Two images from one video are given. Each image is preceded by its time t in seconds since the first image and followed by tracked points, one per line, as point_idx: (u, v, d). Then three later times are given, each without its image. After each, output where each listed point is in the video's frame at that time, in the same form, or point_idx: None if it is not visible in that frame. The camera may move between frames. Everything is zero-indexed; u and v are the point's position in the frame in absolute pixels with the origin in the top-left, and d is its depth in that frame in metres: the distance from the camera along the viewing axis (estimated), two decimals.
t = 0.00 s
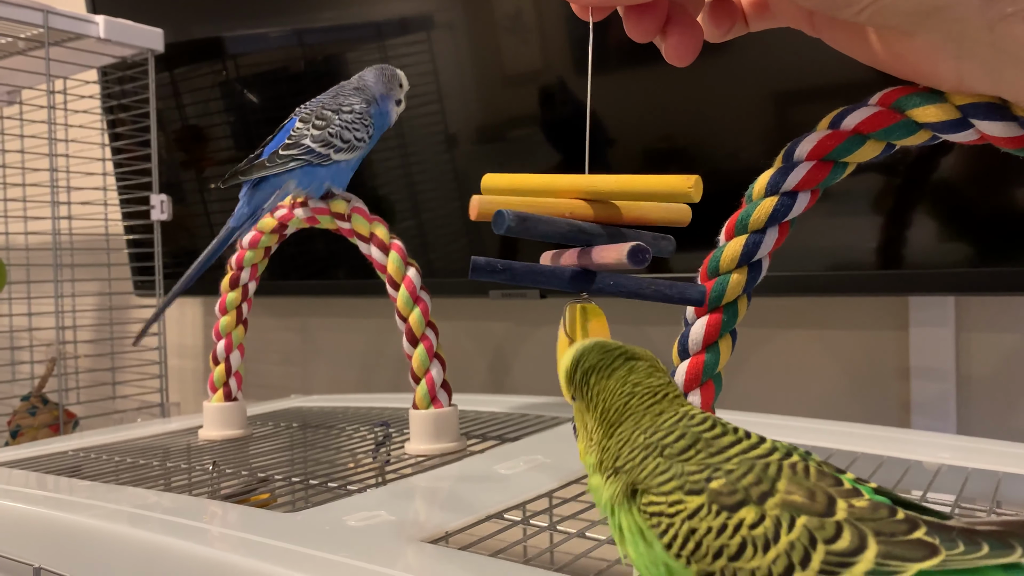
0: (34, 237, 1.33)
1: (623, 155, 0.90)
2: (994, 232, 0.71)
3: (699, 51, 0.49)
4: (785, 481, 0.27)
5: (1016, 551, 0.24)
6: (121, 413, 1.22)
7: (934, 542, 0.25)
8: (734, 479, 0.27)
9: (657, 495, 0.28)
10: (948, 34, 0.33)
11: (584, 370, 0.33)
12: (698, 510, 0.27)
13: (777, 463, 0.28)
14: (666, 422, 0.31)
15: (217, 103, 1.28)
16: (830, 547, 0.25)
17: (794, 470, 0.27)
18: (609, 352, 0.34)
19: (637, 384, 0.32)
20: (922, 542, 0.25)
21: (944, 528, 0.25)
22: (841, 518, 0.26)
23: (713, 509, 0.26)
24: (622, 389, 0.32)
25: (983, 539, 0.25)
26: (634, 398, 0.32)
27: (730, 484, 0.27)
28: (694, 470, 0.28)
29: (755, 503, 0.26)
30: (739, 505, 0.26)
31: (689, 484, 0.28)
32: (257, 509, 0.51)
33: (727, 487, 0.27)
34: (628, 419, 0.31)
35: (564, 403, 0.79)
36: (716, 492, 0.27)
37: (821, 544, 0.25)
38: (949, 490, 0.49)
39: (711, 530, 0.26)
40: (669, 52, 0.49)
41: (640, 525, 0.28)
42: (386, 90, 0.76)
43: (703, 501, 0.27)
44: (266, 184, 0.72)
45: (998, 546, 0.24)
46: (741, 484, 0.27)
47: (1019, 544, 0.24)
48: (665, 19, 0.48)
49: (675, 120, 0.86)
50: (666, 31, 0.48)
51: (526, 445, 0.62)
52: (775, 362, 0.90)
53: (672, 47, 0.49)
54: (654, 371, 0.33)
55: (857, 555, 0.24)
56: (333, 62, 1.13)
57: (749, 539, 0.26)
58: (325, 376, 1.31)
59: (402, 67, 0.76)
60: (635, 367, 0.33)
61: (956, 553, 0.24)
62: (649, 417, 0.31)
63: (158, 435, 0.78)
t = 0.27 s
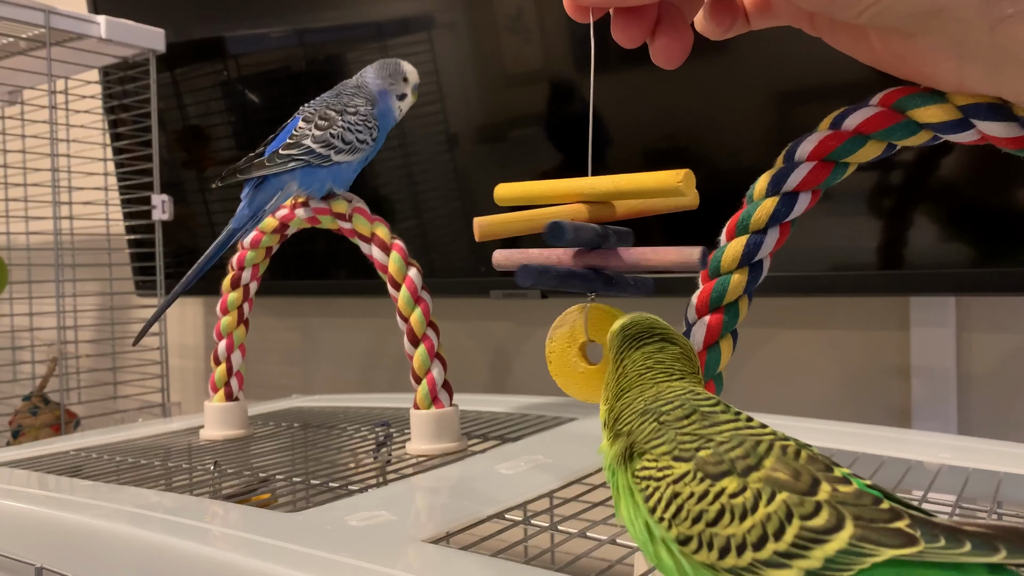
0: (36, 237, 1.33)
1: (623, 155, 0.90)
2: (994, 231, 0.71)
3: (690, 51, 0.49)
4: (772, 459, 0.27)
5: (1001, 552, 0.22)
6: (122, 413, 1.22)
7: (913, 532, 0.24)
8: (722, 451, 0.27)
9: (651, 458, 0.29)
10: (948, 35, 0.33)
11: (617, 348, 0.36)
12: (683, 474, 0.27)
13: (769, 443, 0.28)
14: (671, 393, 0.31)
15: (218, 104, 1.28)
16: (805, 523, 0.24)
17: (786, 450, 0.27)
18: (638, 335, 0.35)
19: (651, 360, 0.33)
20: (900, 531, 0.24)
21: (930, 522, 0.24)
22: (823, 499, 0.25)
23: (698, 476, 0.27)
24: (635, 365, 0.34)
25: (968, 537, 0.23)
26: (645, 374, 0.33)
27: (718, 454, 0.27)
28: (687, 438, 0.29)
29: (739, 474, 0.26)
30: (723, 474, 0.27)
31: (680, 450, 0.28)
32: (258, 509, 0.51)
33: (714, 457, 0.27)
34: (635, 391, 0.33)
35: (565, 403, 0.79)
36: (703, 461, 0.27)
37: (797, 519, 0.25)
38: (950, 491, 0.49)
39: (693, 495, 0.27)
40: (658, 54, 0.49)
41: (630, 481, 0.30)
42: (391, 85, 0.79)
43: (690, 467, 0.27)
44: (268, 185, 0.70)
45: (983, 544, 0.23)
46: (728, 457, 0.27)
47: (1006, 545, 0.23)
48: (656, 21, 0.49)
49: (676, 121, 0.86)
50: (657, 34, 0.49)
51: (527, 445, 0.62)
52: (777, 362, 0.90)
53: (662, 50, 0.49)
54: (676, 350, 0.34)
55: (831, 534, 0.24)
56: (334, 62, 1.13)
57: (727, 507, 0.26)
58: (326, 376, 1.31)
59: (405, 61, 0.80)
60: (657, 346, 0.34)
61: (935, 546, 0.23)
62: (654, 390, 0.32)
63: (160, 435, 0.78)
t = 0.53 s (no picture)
0: (36, 237, 1.33)
1: (625, 155, 0.90)
2: (996, 231, 0.70)
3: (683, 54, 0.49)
4: (785, 456, 0.28)
5: (1014, 550, 0.24)
6: (123, 413, 1.22)
7: (926, 531, 0.25)
8: (735, 448, 0.28)
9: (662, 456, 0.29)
10: (950, 36, 0.33)
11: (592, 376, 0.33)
12: (695, 469, 0.28)
13: (781, 440, 0.29)
14: (673, 406, 0.31)
15: (219, 104, 1.28)
16: (817, 522, 0.26)
17: (798, 447, 0.28)
18: (622, 351, 0.33)
19: (643, 378, 0.32)
20: (913, 530, 0.25)
21: (945, 521, 0.25)
22: (835, 496, 0.26)
23: (708, 472, 0.28)
24: (626, 388, 0.32)
25: (982, 536, 0.25)
26: (642, 391, 0.32)
27: (730, 451, 0.28)
28: (700, 436, 0.29)
29: (751, 471, 0.27)
30: (734, 471, 0.28)
31: (692, 446, 0.29)
32: (260, 509, 0.51)
33: (727, 454, 0.28)
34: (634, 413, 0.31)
35: (565, 403, 0.79)
36: (716, 457, 0.28)
37: (810, 517, 0.26)
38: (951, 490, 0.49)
39: (703, 490, 0.28)
40: (651, 55, 0.49)
41: (646, 494, 0.29)
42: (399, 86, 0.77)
43: (702, 463, 0.28)
44: (268, 185, 0.71)
45: (997, 545, 0.24)
46: (741, 453, 0.28)
47: (1018, 545, 0.24)
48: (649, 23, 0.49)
49: (677, 120, 0.86)
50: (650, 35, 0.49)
51: (529, 445, 0.62)
52: (777, 361, 0.90)
53: (655, 51, 0.49)
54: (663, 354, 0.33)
55: (842, 532, 0.25)
56: (335, 62, 1.13)
57: (738, 503, 0.27)
58: (327, 376, 1.31)
59: (417, 63, 0.78)
60: (646, 359, 0.33)
61: (949, 545, 0.24)
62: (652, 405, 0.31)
63: (161, 435, 0.78)
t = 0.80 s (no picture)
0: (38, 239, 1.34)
1: (625, 155, 0.90)
2: (997, 230, 0.70)
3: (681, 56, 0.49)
4: (805, 484, 0.26)
5: None
6: (125, 415, 1.22)
7: (952, 531, 0.24)
8: (756, 489, 0.26)
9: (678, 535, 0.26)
10: (952, 35, 0.33)
11: (550, 547, 0.27)
12: (725, 526, 0.25)
13: (791, 467, 0.27)
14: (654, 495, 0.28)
15: (220, 105, 1.28)
16: (861, 548, 0.24)
17: (812, 473, 0.27)
18: (561, 495, 0.29)
19: (597, 500, 0.28)
20: (943, 533, 0.24)
21: (958, 515, 0.25)
22: (865, 516, 0.25)
23: (742, 523, 0.25)
24: (591, 517, 0.28)
25: (995, 520, 0.25)
26: (610, 509, 0.28)
27: (754, 494, 0.26)
28: (712, 489, 0.27)
29: (781, 510, 0.25)
30: (767, 516, 0.25)
31: (710, 503, 0.26)
32: (263, 509, 0.51)
33: (752, 499, 0.26)
34: (620, 532, 0.28)
35: (567, 403, 0.79)
36: (742, 504, 0.26)
37: (852, 545, 0.24)
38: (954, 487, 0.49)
39: (742, 544, 0.25)
40: (649, 58, 0.49)
41: None
42: (392, 86, 0.77)
43: (729, 516, 0.25)
44: (269, 190, 0.70)
45: (1009, 524, 0.25)
46: (764, 494, 0.26)
47: None
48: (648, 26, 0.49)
49: (678, 120, 0.86)
50: (648, 38, 0.49)
51: (531, 445, 0.62)
52: (779, 360, 0.90)
53: (653, 54, 0.49)
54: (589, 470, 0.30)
55: (887, 554, 0.24)
56: (335, 63, 1.13)
57: (781, 550, 0.24)
58: (328, 377, 1.31)
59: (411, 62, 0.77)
60: (580, 486, 0.29)
61: (974, 538, 0.24)
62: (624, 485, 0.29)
63: (164, 436, 0.79)
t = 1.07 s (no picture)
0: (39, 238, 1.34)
1: (626, 152, 0.90)
2: (999, 225, 0.70)
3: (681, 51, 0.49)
4: (811, 480, 0.26)
5: None
6: (126, 413, 1.22)
7: (961, 526, 0.24)
8: (763, 486, 0.26)
9: (682, 528, 0.26)
10: (955, 28, 0.32)
11: (557, 521, 0.28)
12: (732, 522, 0.25)
13: (798, 462, 0.27)
14: (661, 485, 0.27)
15: (220, 104, 1.28)
16: (867, 544, 0.24)
17: (818, 468, 0.26)
18: (576, 468, 0.28)
19: (610, 479, 0.28)
20: (951, 528, 0.24)
21: (967, 511, 0.25)
22: (872, 512, 0.24)
23: (748, 519, 0.25)
24: (601, 495, 0.27)
25: (1004, 517, 0.24)
26: (620, 492, 0.27)
27: (761, 491, 0.25)
28: (717, 484, 0.26)
29: (788, 507, 0.25)
30: (774, 512, 0.25)
31: (716, 499, 0.26)
32: (265, 506, 0.51)
33: (758, 495, 0.25)
34: (626, 517, 0.27)
35: (568, 400, 0.79)
36: (748, 502, 0.25)
37: (859, 541, 0.24)
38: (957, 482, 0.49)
39: (749, 541, 0.24)
40: (648, 53, 0.49)
41: None
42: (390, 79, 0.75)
43: (736, 512, 0.25)
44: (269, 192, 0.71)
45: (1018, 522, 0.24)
46: (771, 490, 0.25)
47: None
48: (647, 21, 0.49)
49: (679, 117, 0.86)
50: (648, 33, 0.49)
51: (532, 441, 0.62)
52: (780, 357, 0.90)
53: (652, 48, 0.49)
54: (613, 445, 0.29)
55: (894, 549, 0.23)
56: (335, 61, 1.13)
57: (789, 545, 0.24)
58: (329, 375, 1.31)
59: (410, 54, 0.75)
60: (597, 461, 0.29)
61: (983, 534, 0.24)
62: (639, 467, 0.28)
63: (165, 434, 0.79)
